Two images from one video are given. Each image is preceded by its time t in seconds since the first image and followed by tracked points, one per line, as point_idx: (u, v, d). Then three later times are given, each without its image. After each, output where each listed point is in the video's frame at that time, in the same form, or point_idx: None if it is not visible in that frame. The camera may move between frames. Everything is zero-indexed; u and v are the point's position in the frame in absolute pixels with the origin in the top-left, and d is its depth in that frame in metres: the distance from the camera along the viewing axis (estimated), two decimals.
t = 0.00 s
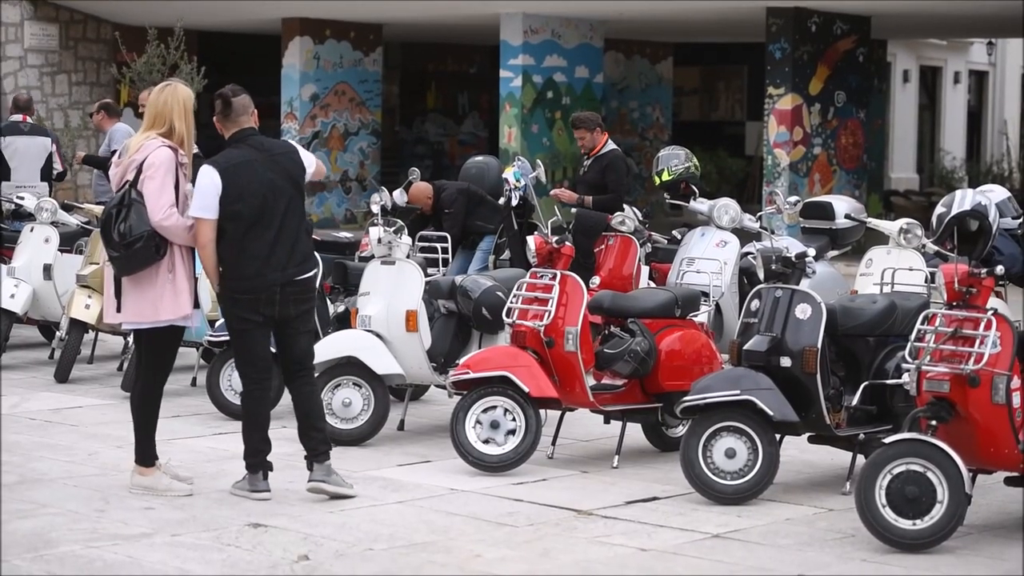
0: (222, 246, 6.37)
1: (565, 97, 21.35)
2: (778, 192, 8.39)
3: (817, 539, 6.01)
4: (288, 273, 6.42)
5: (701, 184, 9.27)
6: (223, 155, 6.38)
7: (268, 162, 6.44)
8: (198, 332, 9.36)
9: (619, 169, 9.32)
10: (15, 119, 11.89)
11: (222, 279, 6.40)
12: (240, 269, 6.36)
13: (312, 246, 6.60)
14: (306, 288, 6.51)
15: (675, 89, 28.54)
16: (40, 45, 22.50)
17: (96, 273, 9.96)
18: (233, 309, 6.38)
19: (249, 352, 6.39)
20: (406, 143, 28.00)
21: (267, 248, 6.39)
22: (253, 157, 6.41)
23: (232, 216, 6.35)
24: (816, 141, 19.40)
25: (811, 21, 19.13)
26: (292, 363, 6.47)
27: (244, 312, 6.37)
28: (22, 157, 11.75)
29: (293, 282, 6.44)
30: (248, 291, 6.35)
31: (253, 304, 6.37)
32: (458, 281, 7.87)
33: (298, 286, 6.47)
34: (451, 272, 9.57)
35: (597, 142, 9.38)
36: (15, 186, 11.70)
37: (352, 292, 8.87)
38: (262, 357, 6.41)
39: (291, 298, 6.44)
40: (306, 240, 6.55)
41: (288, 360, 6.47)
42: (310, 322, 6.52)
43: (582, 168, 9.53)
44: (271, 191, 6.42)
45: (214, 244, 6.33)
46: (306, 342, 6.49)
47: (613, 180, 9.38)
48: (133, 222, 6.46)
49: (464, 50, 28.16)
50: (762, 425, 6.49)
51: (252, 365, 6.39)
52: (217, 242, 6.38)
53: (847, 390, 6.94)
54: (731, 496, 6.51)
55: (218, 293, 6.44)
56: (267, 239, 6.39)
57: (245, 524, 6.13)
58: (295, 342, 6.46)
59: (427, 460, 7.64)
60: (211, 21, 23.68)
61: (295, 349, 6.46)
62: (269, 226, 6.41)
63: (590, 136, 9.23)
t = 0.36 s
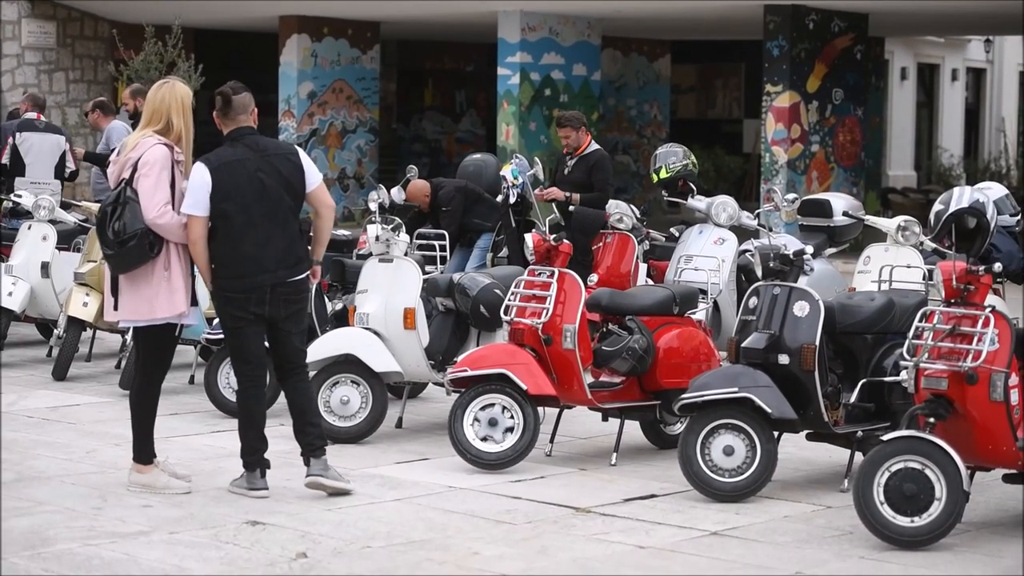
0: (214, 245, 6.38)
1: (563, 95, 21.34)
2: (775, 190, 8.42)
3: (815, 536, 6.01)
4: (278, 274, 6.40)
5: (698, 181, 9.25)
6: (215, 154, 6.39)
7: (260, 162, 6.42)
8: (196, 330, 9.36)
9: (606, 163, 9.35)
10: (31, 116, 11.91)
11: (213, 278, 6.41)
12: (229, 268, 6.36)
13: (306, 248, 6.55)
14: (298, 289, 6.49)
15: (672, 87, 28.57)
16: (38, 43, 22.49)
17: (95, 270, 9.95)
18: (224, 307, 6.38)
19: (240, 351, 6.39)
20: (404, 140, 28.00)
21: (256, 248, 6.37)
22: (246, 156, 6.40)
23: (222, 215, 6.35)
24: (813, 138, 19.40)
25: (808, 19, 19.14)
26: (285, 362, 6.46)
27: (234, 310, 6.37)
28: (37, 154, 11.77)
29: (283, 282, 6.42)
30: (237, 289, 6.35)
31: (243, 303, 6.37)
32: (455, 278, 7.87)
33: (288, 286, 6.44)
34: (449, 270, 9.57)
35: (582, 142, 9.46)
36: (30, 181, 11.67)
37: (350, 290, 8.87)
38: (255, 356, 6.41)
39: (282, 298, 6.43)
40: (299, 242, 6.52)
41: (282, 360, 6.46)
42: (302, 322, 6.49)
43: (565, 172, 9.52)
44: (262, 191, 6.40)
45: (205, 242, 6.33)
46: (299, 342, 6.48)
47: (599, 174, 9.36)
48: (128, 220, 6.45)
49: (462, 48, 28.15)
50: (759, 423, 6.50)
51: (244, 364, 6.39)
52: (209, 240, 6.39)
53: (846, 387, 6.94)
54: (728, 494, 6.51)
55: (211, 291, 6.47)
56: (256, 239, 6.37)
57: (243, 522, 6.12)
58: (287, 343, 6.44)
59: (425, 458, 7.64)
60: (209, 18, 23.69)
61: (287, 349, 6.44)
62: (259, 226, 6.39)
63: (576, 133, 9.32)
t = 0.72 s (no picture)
0: (218, 247, 6.41)
1: (567, 94, 21.35)
2: (780, 189, 8.34)
3: (820, 535, 6.00)
4: (280, 274, 6.38)
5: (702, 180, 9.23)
6: (216, 156, 6.40)
7: (259, 163, 6.41)
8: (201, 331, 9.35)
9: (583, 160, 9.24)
10: (45, 116, 11.92)
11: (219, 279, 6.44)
12: (232, 269, 6.37)
13: (313, 247, 6.50)
14: (304, 289, 6.44)
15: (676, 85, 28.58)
16: (42, 43, 22.51)
17: (100, 271, 9.93)
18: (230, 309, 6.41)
19: (246, 352, 6.39)
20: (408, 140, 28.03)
21: (256, 249, 6.36)
22: (244, 158, 6.40)
23: (223, 217, 6.37)
24: (817, 137, 19.40)
25: (812, 17, 19.12)
26: (291, 363, 6.43)
27: (239, 311, 6.38)
28: (50, 153, 11.75)
29: (286, 283, 6.39)
30: (240, 291, 6.36)
31: (247, 304, 6.38)
32: (460, 278, 7.86)
33: (292, 286, 6.41)
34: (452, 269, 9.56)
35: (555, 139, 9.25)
36: (42, 179, 11.65)
37: (354, 289, 8.87)
38: (261, 356, 6.41)
39: (286, 298, 6.40)
40: (303, 241, 6.47)
41: (289, 361, 6.44)
42: (310, 322, 6.44)
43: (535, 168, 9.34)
44: (261, 192, 6.38)
45: (212, 245, 6.39)
46: (307, 341, 6.43)
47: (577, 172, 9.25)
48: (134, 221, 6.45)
49: (465, 47, 28.14)
50: (764, 421, 6.49)
51: (250, 365, 6.39)
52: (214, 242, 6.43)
53: (850, 386, 6.94)
54: (733, 492, 6.51)
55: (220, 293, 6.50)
56: (257, 240, 6.37)
57: (248, 522, 6.13)
58: (295, 343, 6.41)
59: (429, 457, 7.64)
60: (212, 19, 23.71)
61: (294, 349, 6.41)
62: (259, 227, 6.38)
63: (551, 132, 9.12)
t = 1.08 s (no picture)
0: (231, 250, 6.41)
1: (569, 96, 21.37)
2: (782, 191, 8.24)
3: (822, 538, 6.00)
4: (293, 279, 6.35)
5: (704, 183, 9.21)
6: (232, 159, 6.38)
7: (276, 166, 6.39)
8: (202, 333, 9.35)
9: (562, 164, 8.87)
10: (39, 118, 11.96)
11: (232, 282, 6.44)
12: (246, 272, 6.37)
13: (327, 253, 6.47)
14: (318, 295, 6.41)
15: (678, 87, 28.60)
16: (45, 45, 22.52)
17: (101, 274, 9.91)
18: (241, 313, 6.40)
19: (256, 356, 6.37)
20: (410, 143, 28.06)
21: (269, 253, 6.35)
22: (261, 161, 6.38)
23: (236, 220, 6.36)
24: (819, 139, 19.40)
25: (814, 19, 19.10)
26: (304, 369, 6.41)
27: (251, 315, 6.36)
28: (45, 157, 11.81)
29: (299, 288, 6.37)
30: (251, 296, 6.35)
31: (258, 309, 6.36)
32: (461, 280, 7.87)
33: (306, 292, 6.38)
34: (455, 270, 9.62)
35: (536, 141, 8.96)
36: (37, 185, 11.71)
37: (356, 291, 8.88)
38: (271, 361, 6.38)
39: (299, 303, 6.37)
40: (317, 246, 6.44)
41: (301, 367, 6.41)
42: (325, 329, 6.42)
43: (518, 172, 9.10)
44: (276, 196, 6.37)
45: (225, 247, 6.39)
46: (320, 347, 6.40)
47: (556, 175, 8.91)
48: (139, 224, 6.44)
49: (467, 49, 28.11)
50: (766, 424, 6.49)
51: (260, 369, 6.37)
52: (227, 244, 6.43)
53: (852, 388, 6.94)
54: (736, 496, 6.50)
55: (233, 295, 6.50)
56: (269, 244, 6.35)
57: (250, 525, 6.13)
58: (308, 349, 6.38)
59: (431, 460, 7.63)
60: (214, 21, 23.72)
61: (307, 354, 6.39)
62: (274, 231, 6.36)
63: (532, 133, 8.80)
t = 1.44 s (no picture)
0: (255, 252, 6.32)
1: (568, 104, 21.39)
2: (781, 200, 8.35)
3: (821, 546, 6.00)
4: (316, 288, 6.27)
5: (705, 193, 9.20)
6: (271, 160, 6.35)
7: (313, 174, 6.34)
8: (201, 339, 9.34)
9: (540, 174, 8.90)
10: (23, 125, 12.06)
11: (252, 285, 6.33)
12: (268, 274, 6.27)
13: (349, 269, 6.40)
14: (335, 306, 6.33)
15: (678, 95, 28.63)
16: (44, 52, 22.53)
17: (100, 280, 9.94)
18: (259, 317, 6.29)
19: (265, 365, 6.30)
20: (410, 150, 28.06)
21: (296, 258, 6.27)
22: (299, 166, 6.34)
23: (267, 223, 6.29)
24: (818, 147, 19.41)
25: (813, 28, 19.11)
26: (312, 376, 6.29)
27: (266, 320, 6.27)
28: (30, 165, 11.92)
29: (321, 297, 6.28)
30: (272, 299, 6.25)
31: (277, 315, 6.26)
32: (461, 288, 7.88)
33: (326, 301, 6.30)
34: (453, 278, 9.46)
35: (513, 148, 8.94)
36: (20, 194, 11.83)
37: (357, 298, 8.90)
38: (280, 369, 6.33)
39: (318, 312, 6.29)
40: (341, 260, 6.37)
41: (310, 374, 6.30)
42: (338, 338, 6.34)
43: (493, 179, 9.05)
44: (310, 203, 6.31)
45: (249, 248, 6.30)
46: (331, 355, 6.30)
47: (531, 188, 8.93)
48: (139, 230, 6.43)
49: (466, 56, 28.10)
50: (765, 432, 6.49)
51: (266, 376, 6.32)
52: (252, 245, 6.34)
53: (851, 397, 6.93)
54: (734, 504, 6.50)
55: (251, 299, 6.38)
56: (298, 249, 6.27)
57: (249, 532, 6.12)
58: (319, 356, 6.28)
59: (431, 467, 7.63)
60: (214, 28, 23.74)
61: (317, 361, 6.28)
62: (303, 238, 6.28)
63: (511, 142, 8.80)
